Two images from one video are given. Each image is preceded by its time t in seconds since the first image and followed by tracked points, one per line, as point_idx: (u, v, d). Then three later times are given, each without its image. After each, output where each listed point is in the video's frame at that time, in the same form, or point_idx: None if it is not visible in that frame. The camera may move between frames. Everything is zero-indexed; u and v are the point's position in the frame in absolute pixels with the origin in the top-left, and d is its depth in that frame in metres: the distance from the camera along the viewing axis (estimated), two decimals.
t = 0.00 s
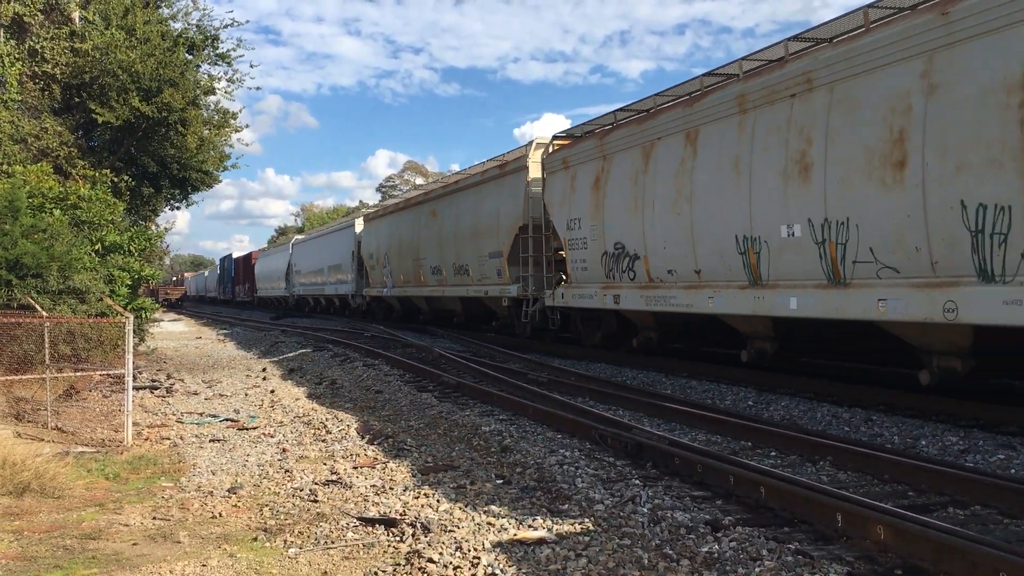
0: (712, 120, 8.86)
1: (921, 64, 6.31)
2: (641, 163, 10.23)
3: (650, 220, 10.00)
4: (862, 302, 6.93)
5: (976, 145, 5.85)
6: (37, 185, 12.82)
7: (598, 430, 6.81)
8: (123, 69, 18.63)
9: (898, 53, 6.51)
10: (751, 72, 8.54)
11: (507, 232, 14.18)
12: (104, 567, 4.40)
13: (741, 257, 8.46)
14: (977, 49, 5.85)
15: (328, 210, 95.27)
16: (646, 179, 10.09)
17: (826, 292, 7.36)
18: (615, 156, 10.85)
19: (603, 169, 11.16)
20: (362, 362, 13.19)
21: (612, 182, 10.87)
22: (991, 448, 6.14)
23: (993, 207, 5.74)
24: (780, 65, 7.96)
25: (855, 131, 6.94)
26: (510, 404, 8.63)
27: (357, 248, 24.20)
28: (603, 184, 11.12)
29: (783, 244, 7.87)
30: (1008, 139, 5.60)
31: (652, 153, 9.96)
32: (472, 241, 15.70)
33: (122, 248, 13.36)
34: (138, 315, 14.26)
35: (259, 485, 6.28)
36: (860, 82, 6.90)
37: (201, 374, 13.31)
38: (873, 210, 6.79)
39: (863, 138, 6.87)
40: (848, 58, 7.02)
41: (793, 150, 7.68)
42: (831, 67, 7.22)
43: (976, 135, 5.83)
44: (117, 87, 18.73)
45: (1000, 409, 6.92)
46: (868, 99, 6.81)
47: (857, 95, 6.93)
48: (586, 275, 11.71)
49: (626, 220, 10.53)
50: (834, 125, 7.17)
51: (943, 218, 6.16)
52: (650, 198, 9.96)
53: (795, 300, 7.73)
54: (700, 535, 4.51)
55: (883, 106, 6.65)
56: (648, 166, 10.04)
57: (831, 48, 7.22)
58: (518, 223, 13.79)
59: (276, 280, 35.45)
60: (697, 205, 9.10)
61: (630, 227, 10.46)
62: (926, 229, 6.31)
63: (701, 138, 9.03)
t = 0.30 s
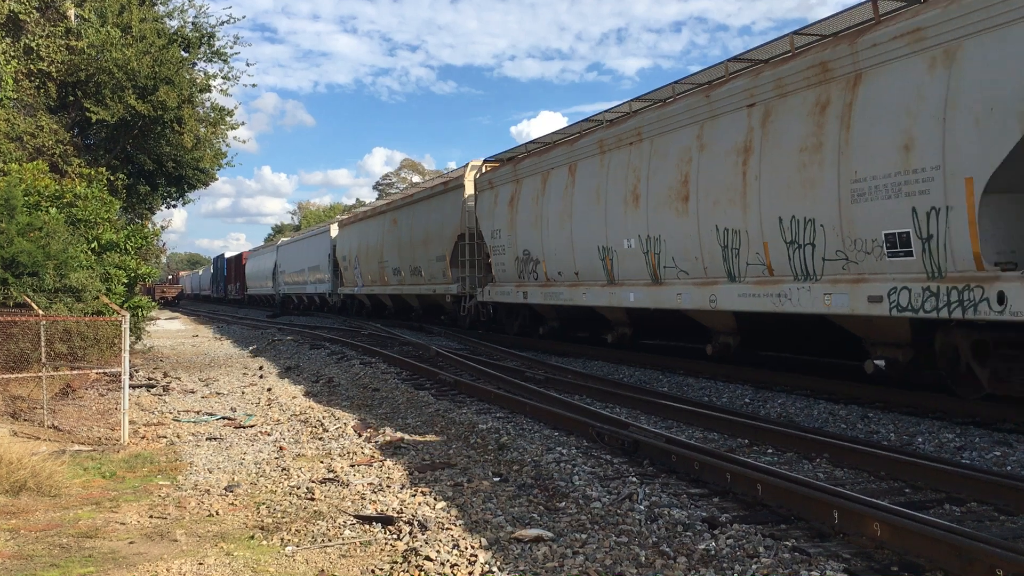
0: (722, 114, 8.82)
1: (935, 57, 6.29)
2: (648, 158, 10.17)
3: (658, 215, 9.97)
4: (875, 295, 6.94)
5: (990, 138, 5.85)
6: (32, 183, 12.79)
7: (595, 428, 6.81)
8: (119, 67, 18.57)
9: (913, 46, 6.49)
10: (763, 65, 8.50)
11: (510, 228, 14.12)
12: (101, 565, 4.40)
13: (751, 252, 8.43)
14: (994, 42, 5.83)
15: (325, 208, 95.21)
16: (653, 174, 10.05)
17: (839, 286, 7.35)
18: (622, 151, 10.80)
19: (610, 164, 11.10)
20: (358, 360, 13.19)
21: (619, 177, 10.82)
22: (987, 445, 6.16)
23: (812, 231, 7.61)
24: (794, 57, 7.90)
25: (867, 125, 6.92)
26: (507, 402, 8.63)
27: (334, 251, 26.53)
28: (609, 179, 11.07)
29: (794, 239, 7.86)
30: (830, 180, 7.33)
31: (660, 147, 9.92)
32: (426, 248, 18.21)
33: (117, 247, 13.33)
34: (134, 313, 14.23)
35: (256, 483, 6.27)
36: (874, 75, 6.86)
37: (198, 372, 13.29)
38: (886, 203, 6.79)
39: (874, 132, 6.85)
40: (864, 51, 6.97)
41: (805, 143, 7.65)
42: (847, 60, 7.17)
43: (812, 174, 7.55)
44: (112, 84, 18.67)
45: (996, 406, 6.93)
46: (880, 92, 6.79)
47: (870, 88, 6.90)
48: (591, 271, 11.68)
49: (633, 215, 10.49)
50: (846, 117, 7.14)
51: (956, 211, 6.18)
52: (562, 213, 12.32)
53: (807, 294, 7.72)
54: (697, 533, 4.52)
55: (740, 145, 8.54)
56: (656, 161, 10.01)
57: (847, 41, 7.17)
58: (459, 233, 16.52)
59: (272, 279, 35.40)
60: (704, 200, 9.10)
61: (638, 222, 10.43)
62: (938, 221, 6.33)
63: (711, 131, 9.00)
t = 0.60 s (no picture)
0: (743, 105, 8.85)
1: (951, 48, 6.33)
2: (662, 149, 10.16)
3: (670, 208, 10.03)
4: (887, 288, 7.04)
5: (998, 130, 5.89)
6: (29, 180, 12.76)
7: (593, 424, 6.82)
8: (116, 63, 18.53)
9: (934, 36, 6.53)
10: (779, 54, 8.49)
11: (452, 234, 17.04)
12: (99, 561, 4.40)
13: (706, 248, 9.42)
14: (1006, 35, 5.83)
15: (322, 204, 95.17)
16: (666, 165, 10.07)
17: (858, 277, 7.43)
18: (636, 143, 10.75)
19: (622, 157, 11.06)
20: (356, 357, 13.19)
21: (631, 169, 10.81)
22: (984, 441, 6.17)
23: (644, 243, 10.57)
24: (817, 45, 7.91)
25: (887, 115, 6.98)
26: (505, 398, 8.64)
27: (315, 251, 29.10)
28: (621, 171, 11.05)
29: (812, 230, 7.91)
30: (656, 205, 10.28)
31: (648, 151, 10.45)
32: (390, 250, 20.85)
33: (115, 243, 13.30)
34: (132, 310, 14.21)
35: (253, 479, 6.27)
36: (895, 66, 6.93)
37: (196, 369, 13.28)
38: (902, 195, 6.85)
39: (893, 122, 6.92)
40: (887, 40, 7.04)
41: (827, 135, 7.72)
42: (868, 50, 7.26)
43: (647, 199, 10.47)
44: (109, 81, 18.61)
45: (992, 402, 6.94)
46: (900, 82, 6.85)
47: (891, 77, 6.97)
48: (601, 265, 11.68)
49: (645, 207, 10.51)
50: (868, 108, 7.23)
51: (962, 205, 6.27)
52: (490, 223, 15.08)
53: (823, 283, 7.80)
54: (695, 528, 4.53)
55: (607, 176, 11.38)
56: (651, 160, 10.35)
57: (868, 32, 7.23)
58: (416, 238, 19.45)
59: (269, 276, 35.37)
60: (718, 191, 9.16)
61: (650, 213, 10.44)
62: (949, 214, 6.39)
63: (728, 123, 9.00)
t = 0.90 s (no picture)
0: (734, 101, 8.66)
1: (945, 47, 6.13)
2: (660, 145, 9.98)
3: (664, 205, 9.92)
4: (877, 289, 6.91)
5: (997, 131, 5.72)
6: (29, 180, 12.77)
7: (594, 422, 6.82)
8: (115, 63, 18.53)
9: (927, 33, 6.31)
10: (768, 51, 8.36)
11: (411, 240, 19.23)
12: (100, 561, 4.40)
13: (583, 255, 11.92)
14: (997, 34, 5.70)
15: (323, 203, 95.29)
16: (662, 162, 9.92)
17: (847, 276, 7.30)
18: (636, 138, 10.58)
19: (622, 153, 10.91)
20: (357, 356, 13.20)
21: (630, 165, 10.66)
22: (985, 438, 6.17)
23: (545, 250, 13.11)
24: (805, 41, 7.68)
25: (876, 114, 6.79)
26: (505, 396, 8.65)
27: (309, 251, 29.58)
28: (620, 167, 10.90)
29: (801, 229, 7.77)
30: (552, 221, 12.78)
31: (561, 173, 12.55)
32: (364, 253, 22.98)
33: (115, 243, 13.30)
34: (133, 310, 14.22)
35: (255, 478, 6.27)
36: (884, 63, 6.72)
37: (197, 368, 13.29)
38: (893, 195, 6.70)
39: (882, 121, 6.74)
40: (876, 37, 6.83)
41: (812, 133, 7.54)
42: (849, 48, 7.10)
43: (546, 216, 12.98)
44: (109, 80, 18.60)
45: (994, 399, 6.93)
46: (889, 81, 6.66)
47: (879, 75, 6.77)
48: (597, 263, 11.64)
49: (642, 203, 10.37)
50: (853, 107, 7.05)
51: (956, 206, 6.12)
52: (438, 230, 17.44)
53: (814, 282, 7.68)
54: (695, 526, 4.52)
55: (520, 196, 13.89)
56: (569, 178, 12.29)
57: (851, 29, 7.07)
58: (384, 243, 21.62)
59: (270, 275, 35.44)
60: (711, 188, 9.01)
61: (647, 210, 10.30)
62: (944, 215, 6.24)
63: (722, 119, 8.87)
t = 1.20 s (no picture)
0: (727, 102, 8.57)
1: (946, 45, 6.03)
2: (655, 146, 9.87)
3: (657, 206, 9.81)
4: (868, 287, 6.87)
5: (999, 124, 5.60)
6: (32, 185, 12.79)
7: (596, 425, 6.81)
8: (117, 68, 18.55)
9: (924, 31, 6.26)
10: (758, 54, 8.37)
11: (379, 249, 21.21)
12: (103, 566, 4.40)
13: (505, 264, 14.04)
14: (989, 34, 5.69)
15: (325, 207, 95.42)
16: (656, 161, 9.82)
17: (839, 275, 7.23)
18: (632, 136, 10.49)
19: (615, 154, 10.85)
20: (359, 359, 13.20)
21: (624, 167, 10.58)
22: (988, 438, 6.14)
23: (479, 259, 15.16)
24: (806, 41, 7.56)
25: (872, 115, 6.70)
26: (507, 399, 8.64)
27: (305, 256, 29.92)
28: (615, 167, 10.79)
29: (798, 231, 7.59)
30: (485, 234, 14.75)
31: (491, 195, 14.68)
32: (344, 259, 24.42)
33: (117, 247, 13.31)
34: (135, 314, 14.22)
35: (258, 483, 6.27)
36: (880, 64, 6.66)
37: (200, 372, 13.30)
38: (887, 196, 6.60)
39: (877, 121, 6.67)
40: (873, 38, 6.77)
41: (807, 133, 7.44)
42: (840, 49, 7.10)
43: (481, 230, 14.95)
44: (111, 85, 18.63)
45: (997, 399, 6.92)
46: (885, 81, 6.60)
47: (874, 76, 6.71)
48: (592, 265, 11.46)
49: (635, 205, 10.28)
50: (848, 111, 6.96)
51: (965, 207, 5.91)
52: (399, 240, 19.39)
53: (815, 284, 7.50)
54: (699, 528, 4.51)
55: (463, 213, 15.84)
56: (497, 198, 14.37)
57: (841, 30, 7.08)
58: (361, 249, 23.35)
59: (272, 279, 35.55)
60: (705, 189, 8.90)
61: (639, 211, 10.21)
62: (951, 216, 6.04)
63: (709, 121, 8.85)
